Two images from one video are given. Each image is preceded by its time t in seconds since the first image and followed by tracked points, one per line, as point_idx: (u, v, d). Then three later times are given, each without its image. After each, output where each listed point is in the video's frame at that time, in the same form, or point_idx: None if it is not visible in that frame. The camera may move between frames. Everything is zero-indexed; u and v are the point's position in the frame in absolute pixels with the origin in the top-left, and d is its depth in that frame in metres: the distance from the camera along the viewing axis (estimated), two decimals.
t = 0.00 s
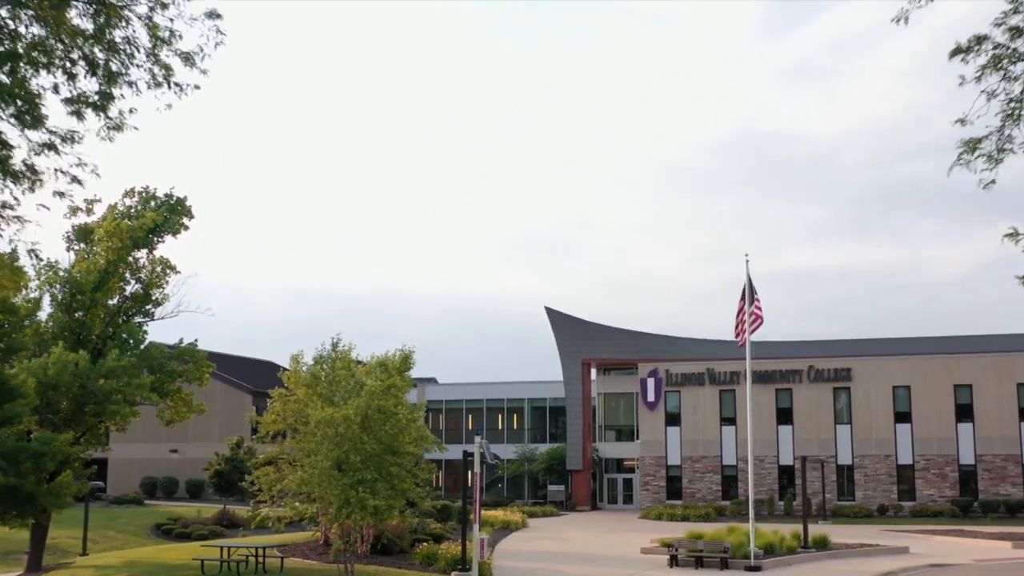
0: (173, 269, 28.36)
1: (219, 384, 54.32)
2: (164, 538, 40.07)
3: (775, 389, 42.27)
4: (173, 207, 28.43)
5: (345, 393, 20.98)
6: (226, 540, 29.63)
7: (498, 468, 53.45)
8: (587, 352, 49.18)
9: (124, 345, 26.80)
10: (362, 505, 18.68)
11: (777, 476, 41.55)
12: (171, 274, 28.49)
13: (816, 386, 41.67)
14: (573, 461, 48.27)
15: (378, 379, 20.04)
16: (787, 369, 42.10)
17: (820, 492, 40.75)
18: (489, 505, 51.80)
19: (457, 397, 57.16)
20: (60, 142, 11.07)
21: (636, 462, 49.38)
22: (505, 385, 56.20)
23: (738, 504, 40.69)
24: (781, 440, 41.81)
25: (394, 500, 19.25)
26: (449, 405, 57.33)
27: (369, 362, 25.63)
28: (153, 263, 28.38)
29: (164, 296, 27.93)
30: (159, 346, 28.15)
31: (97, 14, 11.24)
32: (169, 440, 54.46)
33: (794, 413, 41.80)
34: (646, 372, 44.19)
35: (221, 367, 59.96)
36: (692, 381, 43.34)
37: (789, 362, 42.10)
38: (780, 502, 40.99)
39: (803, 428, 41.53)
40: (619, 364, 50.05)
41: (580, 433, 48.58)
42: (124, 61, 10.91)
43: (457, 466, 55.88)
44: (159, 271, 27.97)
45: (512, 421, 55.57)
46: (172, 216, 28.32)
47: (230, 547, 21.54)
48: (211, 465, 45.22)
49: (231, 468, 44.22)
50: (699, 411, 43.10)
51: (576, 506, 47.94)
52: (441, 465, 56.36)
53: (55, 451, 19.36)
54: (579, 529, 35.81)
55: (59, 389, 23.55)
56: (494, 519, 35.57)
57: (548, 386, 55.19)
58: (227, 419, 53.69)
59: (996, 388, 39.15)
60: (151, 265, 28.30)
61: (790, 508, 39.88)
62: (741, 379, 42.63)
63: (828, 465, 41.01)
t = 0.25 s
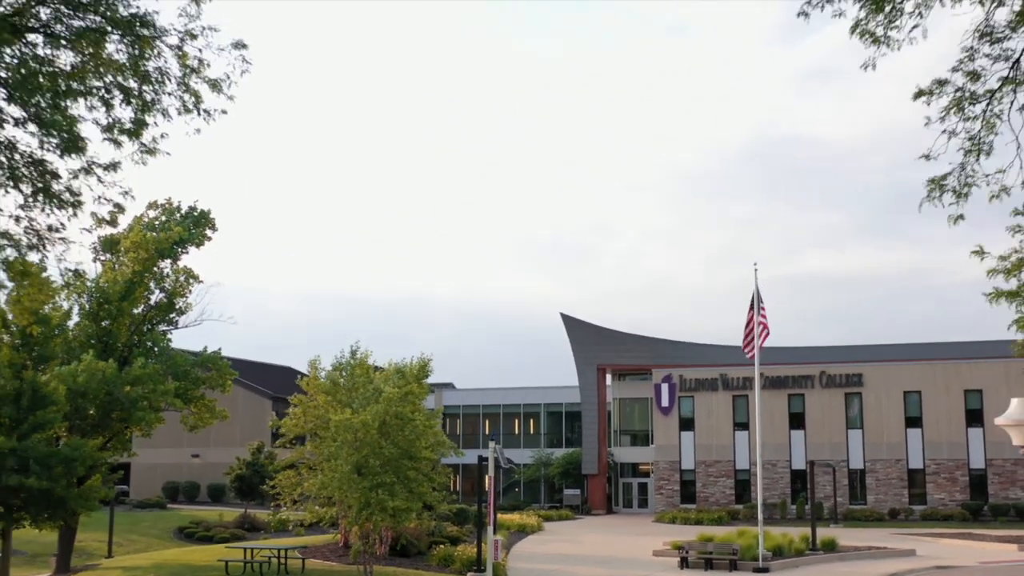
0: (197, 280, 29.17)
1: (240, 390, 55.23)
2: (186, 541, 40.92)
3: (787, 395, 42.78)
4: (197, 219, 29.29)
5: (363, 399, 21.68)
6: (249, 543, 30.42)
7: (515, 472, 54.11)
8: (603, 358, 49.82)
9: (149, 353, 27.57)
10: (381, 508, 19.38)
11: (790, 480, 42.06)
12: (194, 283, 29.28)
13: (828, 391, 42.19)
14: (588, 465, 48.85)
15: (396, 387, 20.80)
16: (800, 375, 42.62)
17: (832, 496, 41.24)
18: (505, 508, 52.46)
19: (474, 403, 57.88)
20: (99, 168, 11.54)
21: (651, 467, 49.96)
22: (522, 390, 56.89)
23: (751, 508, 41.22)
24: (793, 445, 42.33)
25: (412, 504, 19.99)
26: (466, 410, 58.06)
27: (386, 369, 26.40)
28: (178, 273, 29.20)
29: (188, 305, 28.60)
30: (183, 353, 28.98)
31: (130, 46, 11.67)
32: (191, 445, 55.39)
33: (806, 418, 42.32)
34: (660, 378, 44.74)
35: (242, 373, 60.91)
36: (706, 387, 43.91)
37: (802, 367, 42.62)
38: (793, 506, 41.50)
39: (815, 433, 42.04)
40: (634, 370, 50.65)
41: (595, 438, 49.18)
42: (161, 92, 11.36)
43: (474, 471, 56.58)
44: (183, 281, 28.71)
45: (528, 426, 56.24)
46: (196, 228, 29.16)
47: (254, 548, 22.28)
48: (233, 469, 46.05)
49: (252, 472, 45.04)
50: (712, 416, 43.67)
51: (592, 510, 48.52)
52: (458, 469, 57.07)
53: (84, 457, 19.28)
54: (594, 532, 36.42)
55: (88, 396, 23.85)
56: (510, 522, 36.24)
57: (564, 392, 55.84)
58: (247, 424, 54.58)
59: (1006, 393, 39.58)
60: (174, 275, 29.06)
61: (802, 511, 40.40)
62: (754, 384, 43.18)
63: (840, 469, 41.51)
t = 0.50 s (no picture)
0: (222, 289, 30.00)
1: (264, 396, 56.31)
2: (212, 544, 41.79)
3: (802, 400, 43.23)
4: (223, 230, 30.19)
5: (384, 405, 22.42)
6: (274, 546, 31.21)
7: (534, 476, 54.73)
8: (620, 363, 50.42)
9: (176, 360, 28.40)
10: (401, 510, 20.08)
11: (805, 484, 42.55)
12: (219, 292, 30.11)
13: (843, 397, 42.62)
14: (606, 470, 49.32)
15: (416, 393, 21.52)
16: (815, 380, 43.05)
17: (847, 500, 41.69)
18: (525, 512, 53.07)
19: (494, 407, 58.59)
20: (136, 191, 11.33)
21: (669, 471, 50.47)
22: (540, 395, 57.55)
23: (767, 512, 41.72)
24: (808, 450, 42.81)
25: (432, 507, 20.68)
26: (485, 415, 58.77)
27: (407, 375, 27.16)
28: (203, 283, 30.04)
29: (213, 313, 29.37)
30: (209, 361, 29.80)
31: (164, 71, 11.46)
32: (215, 450, 56.33)
33: (822, 423, 42.76)
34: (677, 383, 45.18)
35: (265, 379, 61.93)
36: (722, 392, 44.41)
37: (816, 373, 43.05)
38: (808, 510, 41.98)
39: (830, 437, 42.49)
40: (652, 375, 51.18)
41: (613, 442, 49.69)
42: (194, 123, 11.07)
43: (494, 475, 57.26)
44: (208, 290, 29.54)
45: (547, 431, 56.87)
46: (221, 239, 30.00)
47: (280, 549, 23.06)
48: (256, 474, 46.90)
49: (275, 477, 45.89)
50: (728, 421, 44.19)
51: (610, 514, 49.04)
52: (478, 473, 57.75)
53: (115, 462, 20.04)
54: (611, 536, 37.01)
55: (119, 402, 24.66)
56: (528, 526, 36.87)
57: (583, 396, 56.47)
58: (270, 430, 55.62)
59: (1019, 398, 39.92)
60: (200, 284, 29.89)
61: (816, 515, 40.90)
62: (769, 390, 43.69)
63: (855, 474, 41.94)
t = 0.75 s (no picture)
0: (249, 299, 30.82)
1: (290, 401, 57.47)
2: (238, 547, 42.59)
3: (820, 405, 43.61)
4: (250, 242, 31.02)
5: (409, 411, 23.06)
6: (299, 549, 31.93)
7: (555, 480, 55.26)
8: (640, 368, 50.95)
9: (205, 368, 29.19)
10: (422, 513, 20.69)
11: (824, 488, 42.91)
12: (246, 302, 30.86)
13: (861, 401, 42.99)
14: (626, 474, 49.70)
15: (436, 400, 22.16)
16: (833, 385, 43.44)
17: (865, 504, 42.03)
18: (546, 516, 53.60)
19: (515, 412, 59.24)
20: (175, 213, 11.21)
21: (688, 475, 50.90)
22: (561, 400, 58.13)
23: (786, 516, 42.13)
24: (826, 454, 43.19)
25: (454, 511, 21.31)
26: (507, 419, 59.41)
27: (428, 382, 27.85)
28: (230, 293, 30.88)
29: (240, 322, 30.13)
30: (236, 368, 30.60)
31: (196, 97, 11.24)
32: (241, 454, 57.14)
33: (839, 427, 43.12)
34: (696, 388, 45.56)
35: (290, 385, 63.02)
36: (740, 397, 44.86)
37: (834, 378, 43.46)
38: (826, 513, 42.36)
39: (848, 442, 42.85)
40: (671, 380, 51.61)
41: (633, 446, 50.12)
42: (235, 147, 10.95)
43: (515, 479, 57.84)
44: (235, 299, 30.33)
45: (568, 436, 57.43)
46: (248, 250, 30.82)
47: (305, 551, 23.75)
48: (282, 477, 47.69)
49: (300, 480, 46.67)
50: (747, 425, 44.65)
51: (630, 517, 49.46)
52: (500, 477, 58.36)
53: (149, 466, 20.73)
54: (631, 539, 37.51)
55: (150, 408, 25.42)
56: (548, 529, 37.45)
57: (603, 401, 57.03)
58: (296, 434, 56.73)
59: None
60: (227, 294, 30.65)
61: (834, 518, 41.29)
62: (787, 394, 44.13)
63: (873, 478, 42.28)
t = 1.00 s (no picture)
0: (277, 308, 31.60)
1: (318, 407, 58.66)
2: (266, 550, 43.35)
3: (841, 409, 43.91)
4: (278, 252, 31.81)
5: (433, 416, 23.71)
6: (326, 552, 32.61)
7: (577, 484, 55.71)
8: (661, 373, 51.42)
9: (235, 375, 29.95)
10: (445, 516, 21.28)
11: (846, 492, 43.02)
12: (273, 310, 31.62)
13: (881, 406, 43.30)
14: (648, 478, 49.88)
15: (459, 406, 22.78)
16: (853, 390, 43.74)
17: (887, 508, 42.21)
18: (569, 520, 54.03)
19: (538, 417, 59.79)
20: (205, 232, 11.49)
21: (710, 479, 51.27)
22: (583, 405, 58.64)
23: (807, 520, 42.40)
24: (847, 458, 43.44)
25: (477, 514, 21.89)
26: (530, 424, 59.96)
27: (451, 388, 28.49)
28: (258, 302, 31.67)
29: (268, 330, 30.89)
30: (264, 375, 31.36)
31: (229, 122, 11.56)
32: (269, 458, 57.58)
33: (860, 431, 43.42)
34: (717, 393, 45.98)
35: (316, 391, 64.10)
36: (761, 402, 45.22)
37: (854, 383, 43.77)
38: (848, 517, 42.57)
39: (869, 446, 43.11)
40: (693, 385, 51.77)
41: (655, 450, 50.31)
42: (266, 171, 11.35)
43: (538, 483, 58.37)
44: (264, 308, 31.10)
45: (591, 440, 57.91)
46: (275, 260, 31.61)
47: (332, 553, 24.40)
48: (309, 481, 48.44)
49: (327, 484, 47.40)
50: (768, 429, 44.99)
51: (653, 521, 49.75)
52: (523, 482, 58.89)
53: (181, 470, 21.43)
54: (652, 542, 37.94)
55: (182, 414, 26.18)
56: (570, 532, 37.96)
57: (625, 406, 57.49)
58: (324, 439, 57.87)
59: None
60: (256, 303, 31.43)
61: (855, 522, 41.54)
62: (808, 399, 44.48)
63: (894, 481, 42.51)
